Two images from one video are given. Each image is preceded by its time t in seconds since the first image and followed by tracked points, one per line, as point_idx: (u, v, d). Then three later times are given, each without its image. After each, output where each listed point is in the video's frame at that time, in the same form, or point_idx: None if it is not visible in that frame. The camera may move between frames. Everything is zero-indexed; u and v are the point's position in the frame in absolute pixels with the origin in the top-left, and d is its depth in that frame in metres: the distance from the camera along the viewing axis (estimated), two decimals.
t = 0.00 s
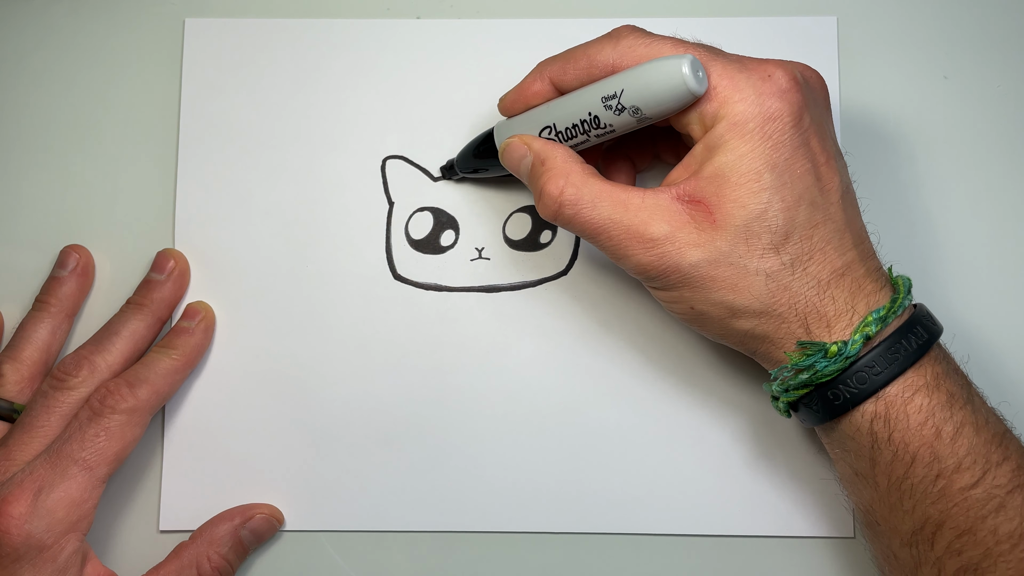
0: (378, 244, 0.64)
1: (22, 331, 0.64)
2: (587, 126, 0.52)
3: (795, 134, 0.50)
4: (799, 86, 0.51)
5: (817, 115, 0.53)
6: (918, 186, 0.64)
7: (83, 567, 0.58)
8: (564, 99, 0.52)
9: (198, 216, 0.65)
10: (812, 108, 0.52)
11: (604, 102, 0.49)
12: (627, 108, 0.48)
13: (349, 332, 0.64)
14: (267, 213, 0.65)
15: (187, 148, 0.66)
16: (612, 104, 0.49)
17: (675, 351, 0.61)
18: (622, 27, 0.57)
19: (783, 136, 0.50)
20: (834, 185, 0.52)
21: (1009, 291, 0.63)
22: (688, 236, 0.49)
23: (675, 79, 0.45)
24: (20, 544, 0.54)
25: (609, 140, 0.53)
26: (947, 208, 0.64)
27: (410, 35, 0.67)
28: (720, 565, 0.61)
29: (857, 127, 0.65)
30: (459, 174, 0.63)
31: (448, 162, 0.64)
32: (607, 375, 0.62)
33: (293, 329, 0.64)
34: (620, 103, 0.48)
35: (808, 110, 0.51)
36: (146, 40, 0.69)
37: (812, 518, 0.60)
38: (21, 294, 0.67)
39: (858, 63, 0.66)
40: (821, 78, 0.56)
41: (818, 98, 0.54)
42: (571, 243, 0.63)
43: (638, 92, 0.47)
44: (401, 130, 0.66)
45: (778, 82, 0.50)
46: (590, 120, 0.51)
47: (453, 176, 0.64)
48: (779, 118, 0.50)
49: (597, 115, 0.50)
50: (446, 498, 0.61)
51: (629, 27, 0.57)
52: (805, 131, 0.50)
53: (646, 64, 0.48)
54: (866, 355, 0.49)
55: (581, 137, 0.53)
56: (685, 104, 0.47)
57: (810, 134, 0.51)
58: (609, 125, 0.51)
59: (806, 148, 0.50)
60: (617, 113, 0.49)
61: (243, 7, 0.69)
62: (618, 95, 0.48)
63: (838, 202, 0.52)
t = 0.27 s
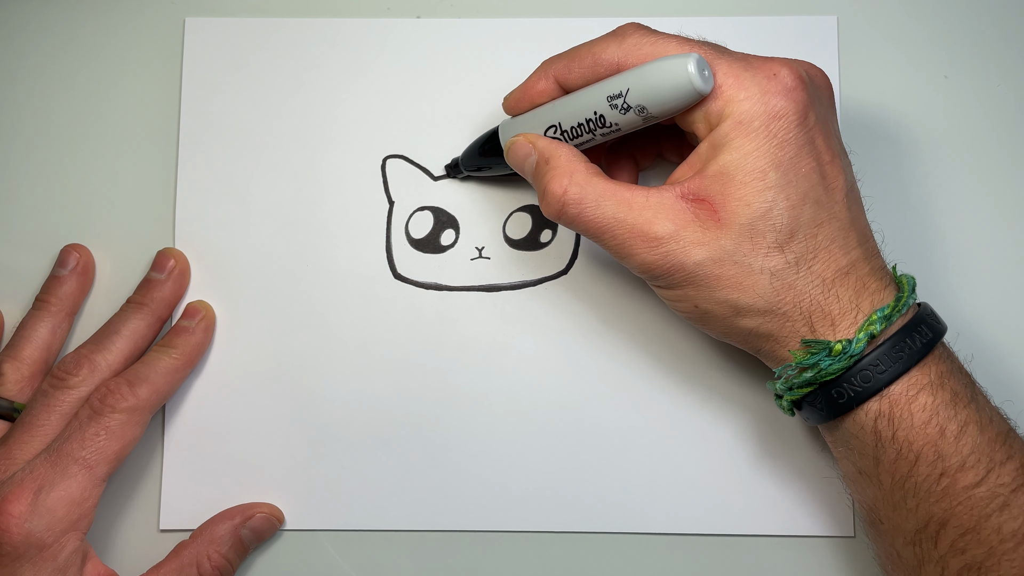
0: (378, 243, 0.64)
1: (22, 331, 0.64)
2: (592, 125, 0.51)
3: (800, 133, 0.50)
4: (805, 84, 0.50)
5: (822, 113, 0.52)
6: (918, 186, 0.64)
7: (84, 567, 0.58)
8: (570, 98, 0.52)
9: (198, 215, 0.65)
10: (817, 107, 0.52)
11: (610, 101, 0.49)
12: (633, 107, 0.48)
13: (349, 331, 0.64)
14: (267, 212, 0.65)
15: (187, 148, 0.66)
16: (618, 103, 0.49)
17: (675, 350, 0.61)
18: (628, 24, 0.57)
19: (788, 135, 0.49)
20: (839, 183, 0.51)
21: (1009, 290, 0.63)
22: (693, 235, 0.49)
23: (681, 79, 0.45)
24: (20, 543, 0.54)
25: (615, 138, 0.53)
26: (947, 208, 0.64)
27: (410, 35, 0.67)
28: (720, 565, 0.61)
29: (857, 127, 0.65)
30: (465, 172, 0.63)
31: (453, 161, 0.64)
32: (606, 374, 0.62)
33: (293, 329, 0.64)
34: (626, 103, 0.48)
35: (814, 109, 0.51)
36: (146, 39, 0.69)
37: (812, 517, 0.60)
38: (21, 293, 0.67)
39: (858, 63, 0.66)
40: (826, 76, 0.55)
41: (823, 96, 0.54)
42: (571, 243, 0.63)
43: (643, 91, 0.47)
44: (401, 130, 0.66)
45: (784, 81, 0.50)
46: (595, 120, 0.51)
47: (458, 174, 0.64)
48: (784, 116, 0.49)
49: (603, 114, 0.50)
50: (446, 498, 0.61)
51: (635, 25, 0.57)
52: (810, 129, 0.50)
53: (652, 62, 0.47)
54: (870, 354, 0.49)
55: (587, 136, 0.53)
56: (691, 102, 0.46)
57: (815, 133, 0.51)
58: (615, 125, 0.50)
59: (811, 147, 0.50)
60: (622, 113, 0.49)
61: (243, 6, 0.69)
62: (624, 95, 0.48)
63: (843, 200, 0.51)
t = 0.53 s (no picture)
0: (378, 243, 0.64)
1: (22, 331, 0.64)
2: (595, 125, 0.51)
3: (803, 133, 0.50)
4: (808, 84, 0.50)
5: (825, 113, 0.52)
6: (919, 185, 0.64)
7: (83, 566, 0.58)
8: (573, 98, 0.52)
9: (198, 215, 0.65)
10: (820, 107, 0.52)
11: (613, 101, 0.49)
12: (636, 108, 0.48)
13: (349, 331, 0.63)
14: (267, 212, 0.65)
15: (187, 148, 0.66)
16: (621, 103, 0.49)
17: (675, 350, 0.61)
18: (630, 24, 0.57)
19: (791, 135, 0.49)
20: (842, 183, 0.51)
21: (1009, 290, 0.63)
22: (695, 235, 0.49)
23: (684, 79, 0.45)
24: (20, 543, 0.54)
25: (618, 138, 0.53)
26: (947, 207, 0.64)
27: (410, 35, 0.67)
28: (720, 565, 0.61)
29: (857, 127, 0.65)
30: (468, 172, 0.63)
31: (456, 161, 0.64)
32: (607, 374, 0.62)
33: (293, 329, 0.64)
34: (629, 103, 0.48)
35: (816, 109, 0.51)
36: (146, 39, 0.69)
37: (812, 517, 0.60)
38: (21, 293, 0.67)
39: (859, 63, 0.66)
40: (829, 76, 0.55)
41: (826, 96, 0.53)
42: (571, 243, 0.63)
43: (646, 91, 0.47)
44: (401, 130, 0.66)
45: (787, 81, 0.49)
46: (599, 120, 0.51)
47: (461, 174, 0.64)
48: (787, 116, 0.49)
49: (606, 114, 0.50)
50: (446, 498, 0.61)
51: (637, 24, 0.56)
52: (813, 129, 0.50)
53: (655, 61, 0.47)
54: (872, 354, 0.49)
55: (590, 136, 0.53)
56: (694, 102, 0.46)
57: (818, 133, 0.51)
58: (618, 124, 0.50)
59: (814, 147, 0.50)
60: (626, 113, 0.49)
61: (243, 6, 0.69)
62: (627, 95, 0.48)
63: (845, 200, 0.51)
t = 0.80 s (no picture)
0: (378, 244, 0.64)
1: (22, 332, 0.64)
2: (599, 126, 0.51)
3: (806, 134, 0.49)
4: (811, 85, 0.50)
5: (827, 114, 0.52)
6: (918, 185, 0.64)
7: (83, 567, 0.58)
8: (576, 99, 0.52)
9: (198, 216, 0.65)
10: (823, 107, 0.52)
11: (616, 102, 0.49)
12: (640, 108, 0.48)
13: (349, 332, 0.63)
14: (267, 212, 0.65)
15: (187, 149, 0.66)
16: (624, 104, 0.49)
17: (675, 350, 0.61)
18: (633, 24, 0.57)
19: (793, 136, 0.49)
20: (844, 184, 0.51)
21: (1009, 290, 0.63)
22: (697, 236, 0.49)
23: (687, 79, 0.45)
24: (20, 543, 0.53)
25: (621, 139, 0.53)
26: (946, 207, 0.64)
27: (410, 35, 0.67)
28: (720, 565, 0.61)
29: (857, 127, 0.65)
30: (470, 172, 0.63)
31: (459, 161, 0.64)
32: (607, 374, 0.62)
33: (293, 329, 0.64)
34: (632, 104, 0.48)
35: (819, 110, 0.51)
36: (147, 40, 0.69)
37: (812, 518, 0.60)
38: (21, 294, 0.67)
39: (859, 63, 0.66)
40: (832, 76, 0.55)
41: (829, 97, 0.53)
42: (570, 243, 0.63)
43: (650, 92, 0.47)
44: (402, 130, 0.66)
45: (790, 82, 0.49)
46: (602, 120, 0.51)
47: (464, 174, 0.64)
48: (790, 117, 0.49)
49: (609, 115, 0.50)
50: (446, 498, 0.61)
51: (640, 24, 0.56)
52: (815, 130, 0.50)
53: (658, 62, 0.47)
54: (874, 355, 0.48)
55: (593, 137, 0.53)
56: (697, 102, 0.46)
57: (821, 134, 0.51)
58: (621, 125, 0.50)
59: (817, 148, 0.50)
60: (629, 113, 0.49)
61: (243, 7, 0.69)
62: (630, 96, 0.48)
63: (848, 201, 0.51)
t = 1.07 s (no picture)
0: (378, 243, 0.64)
1: (22, 331, 0.64)
2: (606, 124, 0.51)
3: (813, 133, 0.49)
4: (818, 83, 0.50)
5: (834, 113, 0.52)
6: (919, 185, 0.64)
7: (84, 567, 0.57)
8: (584, 97, 0.52)
9: (198, 215, 0.65)
10: (830, 107, 0.51)
11: (624, 100, 0.49)
12: (647, 106, 0.48)
13: (349, 331, 0.63)
14: (267, 212, 0.65)
15: (187, 148, 0.66)
16: (632, 102, 0.48)
17: (676, 350, 0.61)
18: (640, 21, 0.56)
19: (801, 135, 0.49)
20: (851, 183, 0.51)
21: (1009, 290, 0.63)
22: (703, 234, 0.49)
23: (696, 77, 0.45)
24: (21, 543, 0.53)
25: (628, 137, 0.53)
26: (947, 207, 0.64)
27: (410, 35, 0.67)
28: (721, 565, 0.61)
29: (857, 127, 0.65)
30: (477, 171, 0.63)
31: (466, 160, 0.64)
32: (607, 374, 0.62)
33: (293, 329, 0.63)
34: (640, 102, 0.48)
35: (826, 108, 0.51)
36: (146, 39, 0.69)
37: (813, 517, 0.60)
38: (21, 293, 0.66)
39: (859, 63, 0.66)
40: (839, 75, 0.55)
41: (835, 96, 0.53)
42: (571, 243, 0.63)
43: (658, 90, 0.47)
44: (402, 130, 0.66)
45: (797, 80, 0.49)
46: (609, 118, 0.51)
47: (470, 174, 0.64)
48: (797, 116, 0.49)
49: (617, 113, 0.50)
50: (446, 498, 0.61)
51: (647, 22, 0.56)
52: (822, 129, 0.50)
53: (665, 60, 0.47)
54: (880, 354, 0.48)
55: (600, 135, 0.53)
56: (705, 100, 0.46)
57: (828, 133, 0.50)
58: (629, 123, 0.50)
59: (823, 147, 0.50)
60: (637, 111, 0.49)
61: (242, 6, 0.69)
62: (638, 94, 0.48)
63: (854, 200, 0.51)
